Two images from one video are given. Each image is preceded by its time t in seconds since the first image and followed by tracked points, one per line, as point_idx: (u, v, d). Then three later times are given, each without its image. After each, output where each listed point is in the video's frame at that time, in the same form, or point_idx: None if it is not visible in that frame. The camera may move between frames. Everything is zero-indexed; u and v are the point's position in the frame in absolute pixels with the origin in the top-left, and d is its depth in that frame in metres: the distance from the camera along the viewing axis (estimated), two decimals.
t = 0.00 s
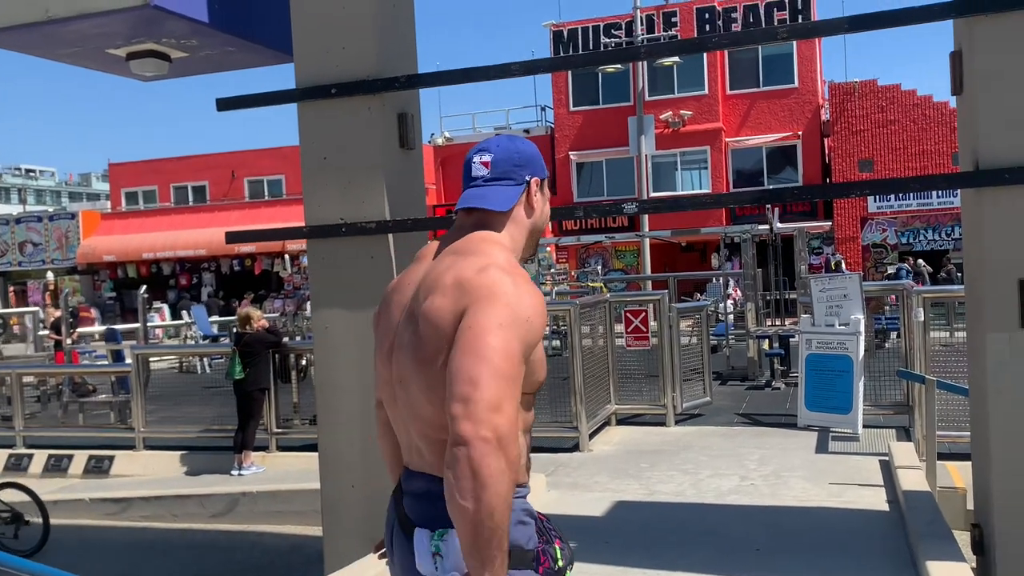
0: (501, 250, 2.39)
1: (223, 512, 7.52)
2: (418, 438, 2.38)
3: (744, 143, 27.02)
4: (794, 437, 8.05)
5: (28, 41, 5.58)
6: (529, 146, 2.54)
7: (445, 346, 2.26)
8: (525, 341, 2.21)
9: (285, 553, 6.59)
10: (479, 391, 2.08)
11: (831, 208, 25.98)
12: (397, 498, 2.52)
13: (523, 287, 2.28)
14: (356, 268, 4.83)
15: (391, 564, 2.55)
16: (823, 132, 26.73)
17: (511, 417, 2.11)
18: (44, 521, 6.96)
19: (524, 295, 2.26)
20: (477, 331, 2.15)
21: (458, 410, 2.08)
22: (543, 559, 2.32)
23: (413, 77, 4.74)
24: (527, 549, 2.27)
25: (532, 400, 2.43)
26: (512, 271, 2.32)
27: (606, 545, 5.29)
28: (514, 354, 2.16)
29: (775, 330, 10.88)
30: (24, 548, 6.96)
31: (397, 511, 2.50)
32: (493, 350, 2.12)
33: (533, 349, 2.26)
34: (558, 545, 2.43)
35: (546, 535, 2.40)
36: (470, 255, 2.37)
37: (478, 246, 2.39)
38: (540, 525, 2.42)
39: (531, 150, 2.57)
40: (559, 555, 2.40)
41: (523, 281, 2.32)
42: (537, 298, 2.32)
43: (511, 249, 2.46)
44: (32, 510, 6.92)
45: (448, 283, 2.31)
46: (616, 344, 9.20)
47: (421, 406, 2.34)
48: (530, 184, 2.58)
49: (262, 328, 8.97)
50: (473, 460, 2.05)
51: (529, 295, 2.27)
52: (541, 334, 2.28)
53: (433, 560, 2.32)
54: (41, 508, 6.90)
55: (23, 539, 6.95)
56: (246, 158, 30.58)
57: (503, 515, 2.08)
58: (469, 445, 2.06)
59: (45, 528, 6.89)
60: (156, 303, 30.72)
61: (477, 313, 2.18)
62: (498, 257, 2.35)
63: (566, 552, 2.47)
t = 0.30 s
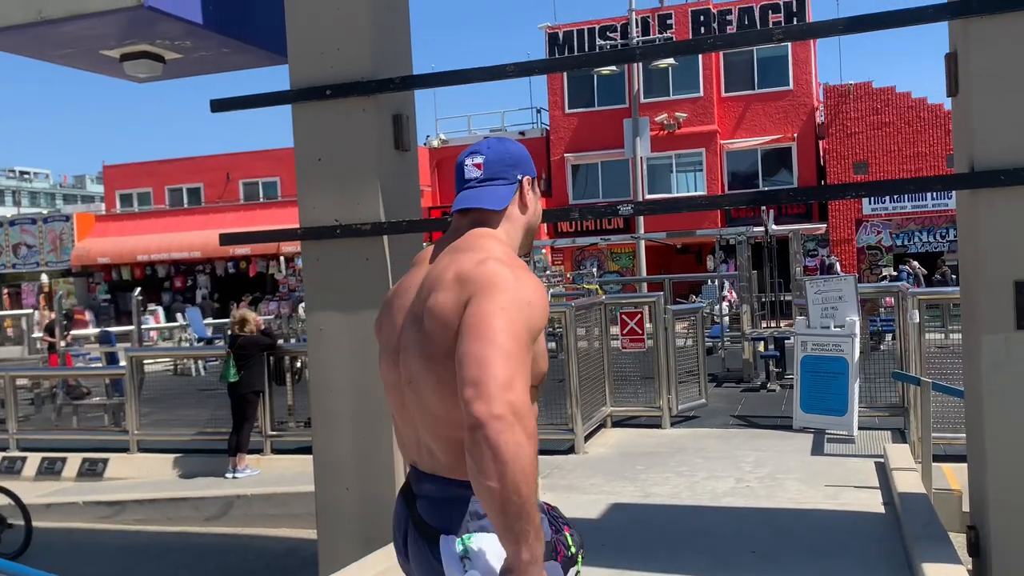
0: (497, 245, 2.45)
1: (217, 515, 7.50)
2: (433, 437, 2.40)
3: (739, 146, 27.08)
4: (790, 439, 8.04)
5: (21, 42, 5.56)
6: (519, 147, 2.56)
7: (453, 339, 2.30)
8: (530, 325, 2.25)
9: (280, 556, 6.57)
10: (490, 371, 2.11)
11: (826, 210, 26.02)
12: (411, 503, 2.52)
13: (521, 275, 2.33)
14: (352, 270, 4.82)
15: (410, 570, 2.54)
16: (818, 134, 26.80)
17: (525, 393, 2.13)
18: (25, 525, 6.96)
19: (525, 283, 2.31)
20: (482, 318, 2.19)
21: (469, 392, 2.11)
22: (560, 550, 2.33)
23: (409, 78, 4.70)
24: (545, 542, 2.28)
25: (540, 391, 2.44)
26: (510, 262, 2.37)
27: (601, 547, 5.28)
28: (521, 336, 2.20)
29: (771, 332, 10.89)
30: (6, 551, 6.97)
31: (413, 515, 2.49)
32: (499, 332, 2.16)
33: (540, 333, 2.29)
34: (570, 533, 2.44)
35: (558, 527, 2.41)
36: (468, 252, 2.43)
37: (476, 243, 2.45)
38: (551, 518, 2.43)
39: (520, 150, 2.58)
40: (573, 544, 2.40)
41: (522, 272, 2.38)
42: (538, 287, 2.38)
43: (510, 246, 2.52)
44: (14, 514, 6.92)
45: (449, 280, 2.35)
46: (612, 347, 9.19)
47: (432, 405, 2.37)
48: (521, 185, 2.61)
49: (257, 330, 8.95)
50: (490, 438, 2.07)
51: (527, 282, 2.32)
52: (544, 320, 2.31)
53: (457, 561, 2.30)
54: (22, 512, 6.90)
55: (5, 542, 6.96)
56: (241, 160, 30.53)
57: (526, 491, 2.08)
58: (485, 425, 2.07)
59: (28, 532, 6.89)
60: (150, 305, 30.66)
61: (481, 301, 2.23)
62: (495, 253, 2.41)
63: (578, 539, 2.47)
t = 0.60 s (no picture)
0: (496, 246, 2.49)
1: (211, 518, 7.46)
2: (445, 438, 2.41)
3: (734, 148, 27.11)
4: (785, 442, 8.03)
5: (14, 42, 5.53)
6: (510, 150, 2.60)
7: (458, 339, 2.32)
8: (534, 318, 2.27)
9: (274, 559, 6.54)
10: (499, 361, 2.13)
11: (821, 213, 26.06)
12: (422, 508, 2.51)
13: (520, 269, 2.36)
14: (346, 272, 4.79)
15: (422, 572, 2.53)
16: (813, 136, 26.83)
17: (535, 378, 2.15)
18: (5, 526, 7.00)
19: (526, 279, 2.34)
20: (487, 312, 2.21)
21: (478, 383, 2.12)
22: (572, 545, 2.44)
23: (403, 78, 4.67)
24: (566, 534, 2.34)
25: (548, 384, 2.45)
26: (509, 260, 2.40)
27: (596, 551, 5.26)
28: (526, 327, 2.22)
29: (766, 334, 10.90)
30: None
31: (426, 520, 2.48)
32: (504, 323, 2.19)
33: (545, 325, 2.31)
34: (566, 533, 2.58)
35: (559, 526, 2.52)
36: (467, 254, 2.47)
37: (476, 245, 2.49)
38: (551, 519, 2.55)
39: (511, 154, 2.63)
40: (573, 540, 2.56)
41: (522, 268, 2.41)
42: (539, 282, 2.41)
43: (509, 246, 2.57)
44: None
45: (451, 282, 2.39)
46: (607, 349, 9.17)
47: (442, 405, 2.38)
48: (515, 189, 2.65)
49: (252, 332, 8.92)
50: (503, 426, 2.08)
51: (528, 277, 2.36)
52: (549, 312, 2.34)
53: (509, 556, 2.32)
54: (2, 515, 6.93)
55: None
56: (236, 162, 30.46)
57: (548, 473, 2.09)
58: (498, 412, 2.08)
59: (9, 534, 6.92)
60: (145, 306, 30.61)
61: (484, 297, 2.26)
62: (494, 253, 2.44)
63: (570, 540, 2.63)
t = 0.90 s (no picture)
0: (498, 246, 2.57)
1: (200, 521, 7.41)
2: (463, 435, 2.47)
3: (725, 150, 27.16)
4: (778, 444, 8.02)
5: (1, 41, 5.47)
6: (504, 149, 2.72)
7: (473, 338, 2.39)
8: (548, 309, 2.37)
9: (265, 563, 6.48)
10: (524, 353, 2.21)
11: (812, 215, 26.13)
12: (439, 504, 2.54)
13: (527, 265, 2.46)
14: (337, 274, 4.75)
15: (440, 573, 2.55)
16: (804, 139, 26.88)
17: (562, 365, 2.25)
18: None
19: (534, 274, 2.44)
20: (505, 308, 2.30)
21: (505, 378, 2.20)
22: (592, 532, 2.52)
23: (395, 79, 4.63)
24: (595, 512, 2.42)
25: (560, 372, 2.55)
26: (515, 258, 2.50)
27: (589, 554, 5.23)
28: (542, 320, 2.32)
29: (758, 336, 10.89)
30: None
31: (445, 512, 2.51)
32: (522, 317, 2.28)
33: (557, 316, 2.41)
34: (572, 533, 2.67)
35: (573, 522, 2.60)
36: (470, 255, 2.55)
37: (479, 246, 2.57)
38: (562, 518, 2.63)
39: (504, 153, 2.74)
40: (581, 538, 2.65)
41: (528, 264, 2.51)
42: (545, 276, 2.51)
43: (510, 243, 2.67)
44: None
45: (461, 284, 2.46)
46: (599, 351, 9.16)
47: (459, 403, 2.44)
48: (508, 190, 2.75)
49: (242, 334, 8.85)
50: (537, 416, 2.16)
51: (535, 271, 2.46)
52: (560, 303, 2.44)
53: (556, 527, 2.33)
54: None
55: None
56: (226, 164, 30.34)
57: (586, 457, 2.16)
58: (531, 403, 2.16)
59: None
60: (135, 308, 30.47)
61: (499, 293, 2.34)
62: (499, 251, 2.53)
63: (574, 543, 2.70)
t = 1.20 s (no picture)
0: (504, 244, 2.57)
1: (193, 523, 7.38)
2: (477, 435, 2.47)
3: (719, 151, 27.20)
4: (772, 444, 8.02)
5: None
6: (503, 147, 2.71)
7: (488, 338, 2.38)
8: (563, 306, 2.38)
9: (258, 564, 6.45)
10: (549, 353, 2.23)
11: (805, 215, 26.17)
12: (452, 499, 2.54)
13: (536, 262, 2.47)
14: (330, 274, 4.71)
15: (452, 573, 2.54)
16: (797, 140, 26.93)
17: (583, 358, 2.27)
18: None
19: (543, 273, 2.45)
20: (522, 308, 2.30)
21: (530, 378, 2.21)
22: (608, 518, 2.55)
23: (391, 77, 4.57)
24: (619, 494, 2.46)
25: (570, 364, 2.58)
26: (522, 258, 2.50)
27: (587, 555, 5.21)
28: (558, 318, 2.33)
29: (752, 336, 10.89)
30: None
31: (459, 508, 2.51)
32: (538, 316, 2.29)
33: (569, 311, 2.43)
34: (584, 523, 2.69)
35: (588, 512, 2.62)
36: (476, 256, 2.54)
37: (485, 245, 2.57)
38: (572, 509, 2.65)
39: (503, 150, 2.73)
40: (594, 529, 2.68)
41: (536, 263, 2.51)
42: (553, 274, 2.52)
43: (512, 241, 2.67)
44: None
45: (472, 284, 2.46)
46: (593, 351, 9.23)
47: (475, 403, 2.43)
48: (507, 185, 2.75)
49: (235, 334, 8.80)
50: (567, 413, 2.19)
51: (543, 267, 2.47)
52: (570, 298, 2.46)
53: (584, 506, 2.39)
54: None
55: None
56: (219, 163, 30.21)
57: (618, 448, 2.21)
58: (561, 402, 2.18)
59: None
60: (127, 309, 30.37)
61: (513, 293, 2.34)
62: (505, 252, 2.53)
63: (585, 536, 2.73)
